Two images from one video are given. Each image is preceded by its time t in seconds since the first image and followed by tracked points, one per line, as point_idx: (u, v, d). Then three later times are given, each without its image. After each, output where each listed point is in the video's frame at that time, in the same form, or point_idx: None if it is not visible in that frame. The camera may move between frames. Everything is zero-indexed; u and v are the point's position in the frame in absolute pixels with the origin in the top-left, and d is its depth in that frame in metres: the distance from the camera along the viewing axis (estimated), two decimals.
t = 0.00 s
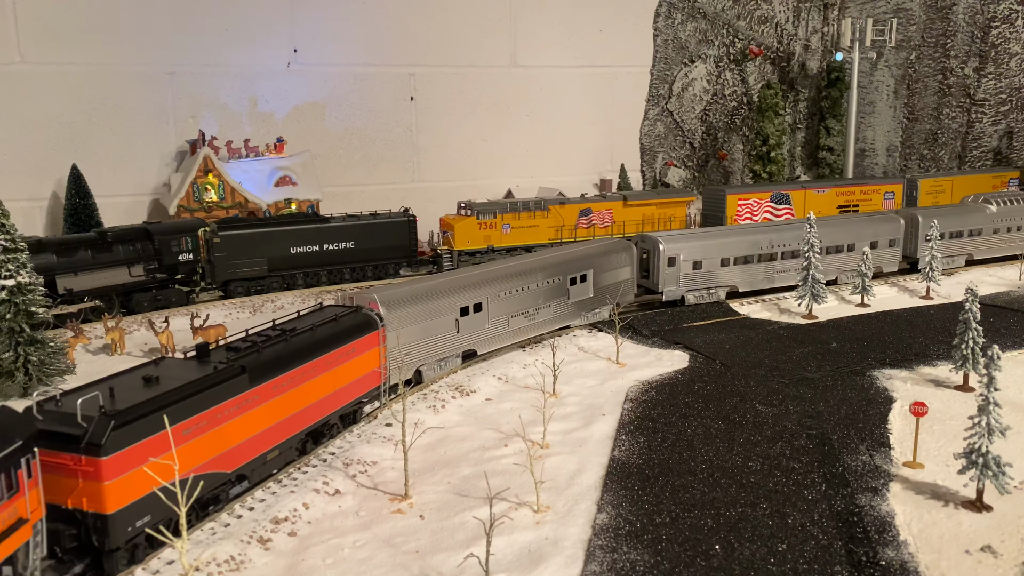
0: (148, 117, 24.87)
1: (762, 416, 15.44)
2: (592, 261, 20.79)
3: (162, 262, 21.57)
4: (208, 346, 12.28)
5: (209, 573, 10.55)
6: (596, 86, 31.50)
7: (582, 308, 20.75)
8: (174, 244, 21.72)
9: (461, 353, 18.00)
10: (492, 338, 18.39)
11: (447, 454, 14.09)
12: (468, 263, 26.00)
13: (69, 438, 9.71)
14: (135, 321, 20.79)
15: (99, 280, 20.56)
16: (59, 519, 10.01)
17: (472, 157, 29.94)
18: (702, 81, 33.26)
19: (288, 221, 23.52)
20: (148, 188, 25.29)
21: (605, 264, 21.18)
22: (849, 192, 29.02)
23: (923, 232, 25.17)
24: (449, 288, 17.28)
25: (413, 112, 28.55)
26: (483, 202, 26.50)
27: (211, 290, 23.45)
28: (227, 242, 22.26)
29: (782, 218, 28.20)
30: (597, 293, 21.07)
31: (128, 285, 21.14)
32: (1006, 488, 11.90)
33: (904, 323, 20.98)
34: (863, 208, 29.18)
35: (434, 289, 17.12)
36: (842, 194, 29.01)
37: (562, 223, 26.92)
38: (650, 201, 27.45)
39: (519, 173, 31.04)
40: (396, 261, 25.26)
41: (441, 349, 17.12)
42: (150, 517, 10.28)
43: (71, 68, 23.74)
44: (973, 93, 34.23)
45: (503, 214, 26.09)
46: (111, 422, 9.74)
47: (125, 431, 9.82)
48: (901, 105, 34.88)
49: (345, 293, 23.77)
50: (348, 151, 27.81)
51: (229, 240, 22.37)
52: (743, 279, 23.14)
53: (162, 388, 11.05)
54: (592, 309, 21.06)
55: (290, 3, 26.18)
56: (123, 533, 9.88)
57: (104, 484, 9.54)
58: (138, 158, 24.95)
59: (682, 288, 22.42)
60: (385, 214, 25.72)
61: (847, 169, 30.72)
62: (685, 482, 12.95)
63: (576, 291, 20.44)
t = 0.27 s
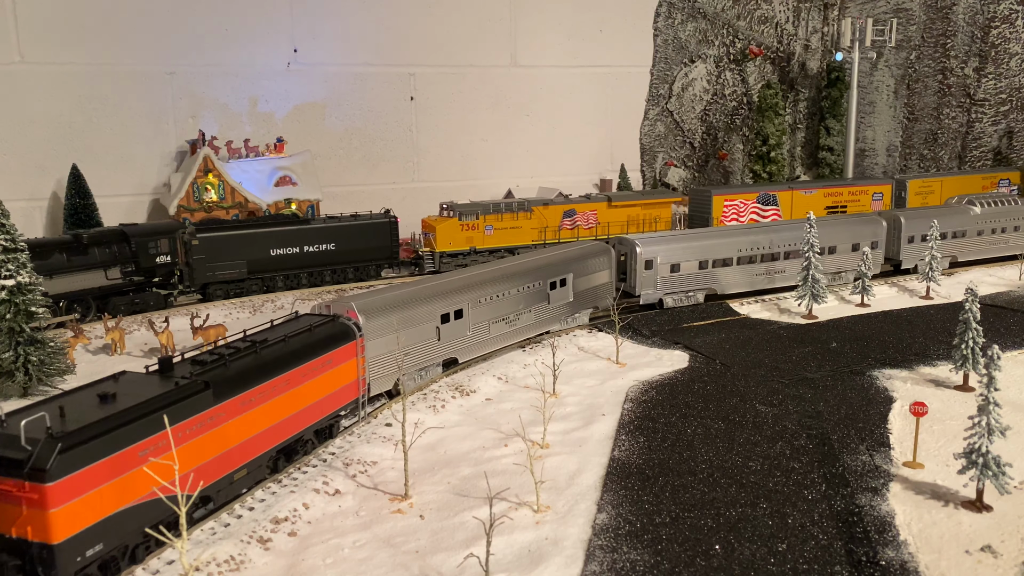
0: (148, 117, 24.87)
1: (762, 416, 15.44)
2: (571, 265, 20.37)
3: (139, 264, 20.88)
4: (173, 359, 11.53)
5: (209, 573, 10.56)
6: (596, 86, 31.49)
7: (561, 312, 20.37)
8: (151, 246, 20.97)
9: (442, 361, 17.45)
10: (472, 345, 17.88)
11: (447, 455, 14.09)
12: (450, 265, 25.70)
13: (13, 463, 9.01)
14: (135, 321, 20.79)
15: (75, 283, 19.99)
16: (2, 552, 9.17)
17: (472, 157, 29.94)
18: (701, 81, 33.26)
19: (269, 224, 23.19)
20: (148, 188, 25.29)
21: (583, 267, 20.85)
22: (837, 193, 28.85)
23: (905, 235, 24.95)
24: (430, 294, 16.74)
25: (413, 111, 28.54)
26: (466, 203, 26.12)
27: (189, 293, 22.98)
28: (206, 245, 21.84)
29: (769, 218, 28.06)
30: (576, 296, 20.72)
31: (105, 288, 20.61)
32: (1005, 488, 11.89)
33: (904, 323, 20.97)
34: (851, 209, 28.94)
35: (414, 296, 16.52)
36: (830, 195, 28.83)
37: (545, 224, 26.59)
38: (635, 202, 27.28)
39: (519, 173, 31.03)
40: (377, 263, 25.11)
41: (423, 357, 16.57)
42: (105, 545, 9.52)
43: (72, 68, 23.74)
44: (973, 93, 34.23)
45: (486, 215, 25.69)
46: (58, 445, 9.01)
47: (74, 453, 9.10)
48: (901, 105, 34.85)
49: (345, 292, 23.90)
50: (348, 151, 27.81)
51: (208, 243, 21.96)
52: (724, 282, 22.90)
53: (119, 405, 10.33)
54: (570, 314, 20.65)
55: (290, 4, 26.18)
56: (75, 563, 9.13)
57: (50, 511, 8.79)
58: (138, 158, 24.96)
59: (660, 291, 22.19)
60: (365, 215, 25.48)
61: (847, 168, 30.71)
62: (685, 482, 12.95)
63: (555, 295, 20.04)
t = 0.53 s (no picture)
0: (148, 118, 24.87)
1: (762, 416, 15.44)
2: (552, 268, 19.89)
3: (117, 268, 21.03)
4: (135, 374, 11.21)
5: (209, 573, 10.56)
6: (595, 87, 31.49)
7: (542, 318, 19.86)
8: (129, 249, 21.22)
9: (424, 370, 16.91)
10: (453, 353, 17.28)
11: (447, 455, 14.10)
12: (432, 266, 25.83)
13: None
14: (135, 321, 20.80)
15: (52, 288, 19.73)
16: None
17: (472, 157, 29.95)
18: (701, 81, 33.26)
19: (247, 226, 22.97)
20: (148, 188, 25.30)
21: (564, 271, 20.36)
22: (825, 194, 28.85)
23: (886, 237, 24.58)
24: (410, 301, 16.19)
25: (413, 111, 28.54)
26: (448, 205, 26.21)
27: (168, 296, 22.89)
28: (185, 247, 21.60)
29: (756, 220, 27.92)
30: (557, 302, 20.21)
31: (81, 292, 20.42)
32: (1005, 489, 11.90)
33: (904, 323, 20.98)
34: (839, 210, 28.98)
35: (393, 304, 15.88)
36: (818, 195, 28.82)
37: (529, 226, 26.53)
38: (621, 203, 27.08)
39: (519, 173, 31.03)
40: (359, 265, 24.93)
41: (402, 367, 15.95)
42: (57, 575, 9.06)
43: (71, 68, 23.74)
44: (973, 93, 34.25)
45: (468, 217, 25.75)
46: None
47: (16, 481, 8.64)
48: (901, 105, 34.86)
49: (345, 292, 23.99)
50: (348, 151, 27.82)
51: (187, 245, 21.72)
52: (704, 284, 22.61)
53: (70, 427, 9.86)
54: (552, 319, 20.17)
55: (290, 4, 26.19)
56: None
57: None
58: (138, 158, 24.96)
59: (639, 294, 21.90)
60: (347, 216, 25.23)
61: (847, 169, 30.70)
62: (685, 482, 12.95)
63: (536, 300, 19.53)
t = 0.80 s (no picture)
0: (148, 117, 24.87)
1: (762, 416, 15.44)
2: (532, 273, 19.43)
3: (93, 271, 20.54)
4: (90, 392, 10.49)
5: (209, 573, 10.56)
6: (595, 87, 31.49)
7: (522, 324, 19.35)
8: (106, 252, 20.73)
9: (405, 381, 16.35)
10: (433, 363, 16.71)
11: (447, 455, 14.09)
12: (413, 268, 25.57)
13: None
14: (135, 322, 20.80)
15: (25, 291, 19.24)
16: None
17: (472, 157, 29.95)
18: (701, 81, 33.25)
19: (227, 228, 22.74)
20: (148, 188, 25.29)
21: (544, 275, 19.88)
22: (812, 194, 28.73)
23: (868, 240, 24.34)
24: (389, 309, 15.60)
25: (413, 111, 28.54)
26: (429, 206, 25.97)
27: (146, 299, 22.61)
28: (162, 250, 21.32)
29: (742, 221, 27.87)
30: (536, 307, 19.72)
31: (57, 296, 19.95)
32: (1005, 489, 11.90)
33: (903, 323, 20.98)
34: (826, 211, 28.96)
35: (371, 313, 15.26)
36: (805, 196, 28.68)
37: (512, 227, 26.43)
38: (605, 204, 27.12)
39: (519, 173, 31.03)
40: (340, 267, 24.74)
41: (380, 379, 15.33)
42: None
43: (71, 68, 23.74)
44: (973, 93, 34.24)
45: (450, 218, 25.54)
46: None
47: None
48: (901, 105, 34.85)
49: (346, 292, 24.04)
50: (348, 151, 27.82)
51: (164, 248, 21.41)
52: (683, 287, 22.26)
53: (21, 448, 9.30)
54: (532, 325, 19.73)
55: (290, 4, 26.18)
56: None
57: None
58: (138, 158, 24.96)
59: (618, 298, 21.46)
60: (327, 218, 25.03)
61: (847, 169, 30.69)
62: (685, 482, 12.95)
63: (516, 306, 19.05)
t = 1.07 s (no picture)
0: (148, 117, 24.88)
1: (762, 416, 15.44)
2: (512, 277, 18.81)
3: (69, 275, 20.40)
4: (41, 412, 9.69)
5: (208, 573, 10.56)
6: (595, 87, 31.49)
7: (504, 330, 18.75)
8: (81, 255, 20.61)
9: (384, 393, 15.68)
10: (415, 372, 16.05)
11: (447, 455, 14.09)
12: (394, 270, 25.32)
13: None
14: (135, 322, 20.80)
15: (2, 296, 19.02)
16: None
17: (473, 157, 29.95)
18: (701, 81, 33.24)
19: (206, 230, 22.48)
20: (148, 188, 25.29)
21: (526, 279, 19.27)
22: (800, 196, 28.56)
23: (851, 242, 24.11)
24: (366, 318, 14.90)
25: (413, 111, 28.55)
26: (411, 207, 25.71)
27: (122, 304, 22.25)
28: (140, 252, 21.00)
29: (729, 222, 27.80)
30: (519, 312, 19.14)
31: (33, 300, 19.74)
32: (1005, 489, 11.90)
33: (904, 323, 20.97)
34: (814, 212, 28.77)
35: (349, 322, 14.55)
36: (793, 197, 28.50)
37: (495, 228, 26.31)
38: (589, 205, 27.11)
39: (519, 173, 31.03)
40: (320, 269, 24.52)
41: (359, 391, 14.66)
42: None
43: (71, 68, 23.74)
44: (973, 93, 34.24)
45: (432, 219, 25.30)
46: None
47: None
48: (901, 105, 34.83)
49: (346, 292, 24.07)
50: (348, 151, 27.82)
51: (142, 250, 21.12)
52: (664, 290, 21.94)
53: None
54: (514, 331, 19.14)
55: (290, 4, 26.18)
56: None
57: None
58: (138, 158, 24.97)
59: (596, 302, 21.08)
60: (308, 219, 24.73)
61: (847, 169, 30.68)
62: (685, 482, 12.95)
63: (499, 311, 18.44)
